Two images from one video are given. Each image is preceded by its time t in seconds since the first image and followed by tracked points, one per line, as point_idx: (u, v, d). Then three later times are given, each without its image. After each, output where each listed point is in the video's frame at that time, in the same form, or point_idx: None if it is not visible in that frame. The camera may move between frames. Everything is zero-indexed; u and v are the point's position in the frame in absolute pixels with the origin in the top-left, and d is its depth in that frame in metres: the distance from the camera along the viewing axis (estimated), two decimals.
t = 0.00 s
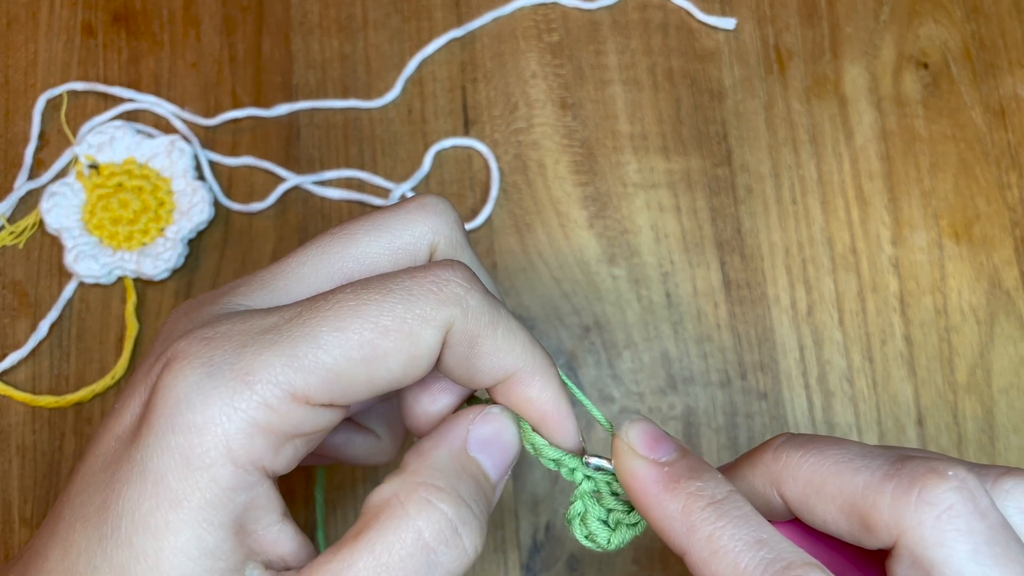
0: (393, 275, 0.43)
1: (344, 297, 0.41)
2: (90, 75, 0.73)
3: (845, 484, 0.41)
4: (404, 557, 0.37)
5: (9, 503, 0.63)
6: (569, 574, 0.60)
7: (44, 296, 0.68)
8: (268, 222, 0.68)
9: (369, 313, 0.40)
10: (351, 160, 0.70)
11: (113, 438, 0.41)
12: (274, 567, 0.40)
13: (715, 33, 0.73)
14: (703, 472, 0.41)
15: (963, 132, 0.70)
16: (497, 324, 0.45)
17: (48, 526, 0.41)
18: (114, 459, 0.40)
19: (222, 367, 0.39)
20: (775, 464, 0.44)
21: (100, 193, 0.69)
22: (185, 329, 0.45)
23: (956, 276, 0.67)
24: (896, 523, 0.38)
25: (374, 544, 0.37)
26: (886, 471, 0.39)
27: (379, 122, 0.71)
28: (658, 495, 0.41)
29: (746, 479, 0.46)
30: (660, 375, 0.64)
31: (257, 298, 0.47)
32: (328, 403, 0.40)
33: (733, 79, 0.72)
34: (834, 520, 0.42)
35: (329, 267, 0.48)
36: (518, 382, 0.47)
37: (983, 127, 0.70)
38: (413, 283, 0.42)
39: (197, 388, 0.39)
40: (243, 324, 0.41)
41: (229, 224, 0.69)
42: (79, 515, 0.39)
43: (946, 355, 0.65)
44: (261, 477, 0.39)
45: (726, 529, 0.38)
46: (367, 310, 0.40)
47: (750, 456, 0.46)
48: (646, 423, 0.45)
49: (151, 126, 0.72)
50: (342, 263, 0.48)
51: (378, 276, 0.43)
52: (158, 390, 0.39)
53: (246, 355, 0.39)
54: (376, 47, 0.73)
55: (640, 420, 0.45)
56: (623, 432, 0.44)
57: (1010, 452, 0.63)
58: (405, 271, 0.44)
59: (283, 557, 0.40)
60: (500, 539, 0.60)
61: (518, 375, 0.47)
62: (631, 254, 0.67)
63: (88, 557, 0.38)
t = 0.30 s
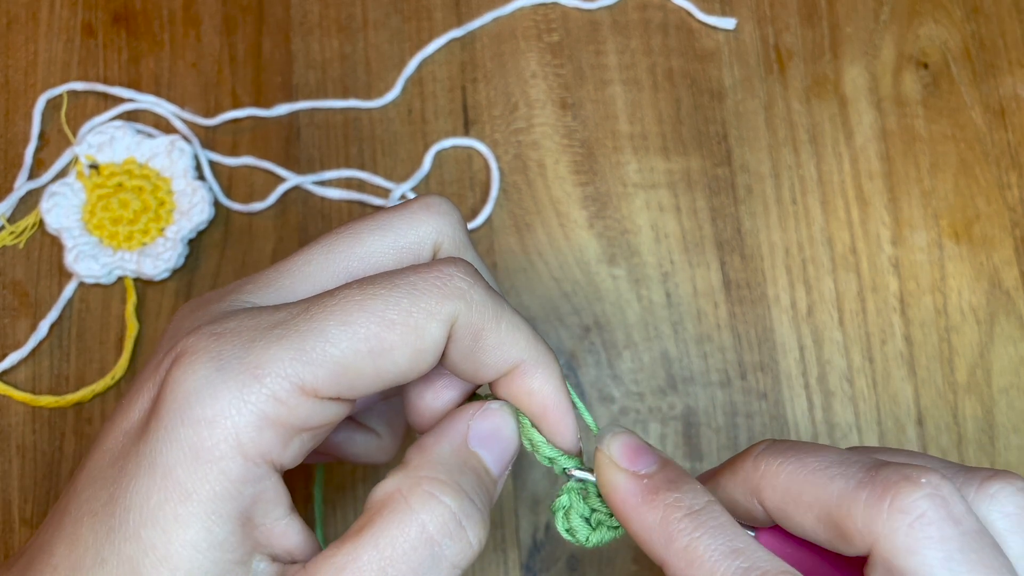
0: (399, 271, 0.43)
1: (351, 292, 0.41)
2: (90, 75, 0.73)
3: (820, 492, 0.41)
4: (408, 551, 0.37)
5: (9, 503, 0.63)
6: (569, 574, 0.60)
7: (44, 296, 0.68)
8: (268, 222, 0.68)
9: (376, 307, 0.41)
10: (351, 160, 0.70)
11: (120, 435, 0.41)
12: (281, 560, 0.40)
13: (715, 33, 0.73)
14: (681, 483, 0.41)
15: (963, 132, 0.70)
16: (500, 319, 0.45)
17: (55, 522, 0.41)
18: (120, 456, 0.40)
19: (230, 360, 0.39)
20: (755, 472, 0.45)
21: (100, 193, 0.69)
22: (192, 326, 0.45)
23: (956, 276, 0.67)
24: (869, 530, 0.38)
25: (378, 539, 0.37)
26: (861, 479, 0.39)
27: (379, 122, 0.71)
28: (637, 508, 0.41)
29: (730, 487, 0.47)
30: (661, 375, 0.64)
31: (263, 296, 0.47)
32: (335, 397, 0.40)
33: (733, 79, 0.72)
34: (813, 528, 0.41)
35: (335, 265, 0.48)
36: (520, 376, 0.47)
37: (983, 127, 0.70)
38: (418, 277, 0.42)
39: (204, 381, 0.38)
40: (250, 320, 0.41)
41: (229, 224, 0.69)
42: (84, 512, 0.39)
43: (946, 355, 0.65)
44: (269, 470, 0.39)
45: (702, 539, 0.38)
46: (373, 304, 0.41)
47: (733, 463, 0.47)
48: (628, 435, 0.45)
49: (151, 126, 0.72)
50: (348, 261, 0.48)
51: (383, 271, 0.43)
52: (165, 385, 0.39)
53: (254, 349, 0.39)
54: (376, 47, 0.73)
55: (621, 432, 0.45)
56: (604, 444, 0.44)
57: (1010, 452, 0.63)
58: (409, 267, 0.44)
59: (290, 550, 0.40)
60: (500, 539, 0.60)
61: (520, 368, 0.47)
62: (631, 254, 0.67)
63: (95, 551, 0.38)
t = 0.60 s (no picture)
0: (402, 294, 0.42)
1: (354, 318, 0.40)
2: (90, 75, 0.73)
3: (825, 487, 0.41)
4: None
5: (9, 503, 0.63)
6: (569, 574, 0.60)
7: (44, 296, 0.68)
8: (268, 222, 0.68)
9: (380, 333, 0.40)
10: (351, 160, 0.70)
11: (121, 462, 0.40)
12: None
13: (715, 33, 0.73)
14: (692, 471, 0.42)
15: (963, 132, 0.70)
16: (506, 335, 0.45)
17: (55, 546, 0.40)
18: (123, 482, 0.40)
19: (234, 392, 0.39)
20: (762, 465, 0.45)
21: (100, 193, 0.69)
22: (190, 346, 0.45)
23: (956, 276, 0.67)
24: (870, 526, 0.38)
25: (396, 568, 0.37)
26: (865, 475, 0.39)
27: (379, 122, 0.71)
28: (647, 491, 0.42)
29: (736, 480, 0.47)
30: (661, 375, 0.64)
31: (262, 314, 0.46)
32: (341, 424, 0.40)
33: (733, 79, 0.72)
34: (816, 522, 0.42)
35: (334, 280, 0.47)
36: (529, 389, 0.47)
37: (983, 127, 0.70)
38: (422, 301, 0.42)
39: (210, 415, 0.38)
40: (251, 345, 0.41)
41: (229, 224, 0.69)
42: (89, 541, 0.39)
43: (946, 355, 0.65)
44: (278, 498, 0.39)
45: (707, 525, 0.39)
46: (378, 331, 0.40)
47: (741, 456, 0.47)
48: (643, 422, 0.46)
49: (151, 126, 0.72)
50: (347, 275, 0.48)
51: (385, 293, 0.42)
52: (170, 418, 0.39)
53: (257, 380, 0.39)
54: (376, 47, 0.73)
55: (638, 419, 0.46)
56: (620, 429, 0.45)
57: (1010, 452, 0.63)
58: (411, 286, 0.43)
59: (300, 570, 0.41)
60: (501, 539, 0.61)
61: (528, 382, 0.47)
62: (631, 254, 0.67)
63: None
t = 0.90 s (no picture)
0: (408, 329, 0.41)
1: (361, 360, 0.40)
2: (90, 75, 0.73)
3: (807, 496, 0.41)
4: None
5: (9, 503, 0.63)
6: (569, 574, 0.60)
7: (44, 296, 0.68)
8: (268, 222, 0.68)
9: (389, 373, 0.40)
10: (351, 160, 0.70)
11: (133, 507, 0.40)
12: None
13: (715, 33, 0.73)
14: (681, 473, 0.42)
15: (963, 132, 0.70)
16: (514, 360, 0.45)
17: None
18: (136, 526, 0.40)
19: (245, 445, 0.38)
20: (751, 469, 0.45)
21: (100, 193, 0.69)
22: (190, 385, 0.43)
23: (956, 276, 0.67)
24: (846, 539, 0.37)
25: None
26: (847, 487, 0.39)
27: (379, 122, 0.71)
28: (633, 490, 0.42)
29: (727, 481, 0.47)
30: (660, 375, 0.64)
31: (262, 347, 0.44)
32: (355, 467, 0.40)
33: (733, 79, 0.72)
34: (798, 530, 0.42)
35: (335, 308, 0.46)
36: (541, 409, 0.47)
37: (983, 127, 0.70)
38: (429, 336, 0.41)
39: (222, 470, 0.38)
40: (257, 392, 0.40)
41: (229, 224, 0.69)
42: None
43: (946, 355, 0.65)
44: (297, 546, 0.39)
45: (688, 528, 0.40)
46: (386, 372, 0.40)
47: (732, 459, 0.47)
48: (639, 419, 0.46)
49: (151, 126, 0.72)
50: (348, 304, 0.46)
51: (390, 329, 0.41)
52: (181, 473, 0.38)
53: (267, 431, 0.38)
54: (376, 47, 0.73)
55: (634, 416, 0.46)
56: (613, 427, 0.45)
57: (1010, 452, 0.63)
58: (416, 319, 0.42)
59: None
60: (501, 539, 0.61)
61: (539, 403, 0.47)
62: (631, 254, 0.67)
63: None
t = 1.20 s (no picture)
0: (406, 348, 0.40)
1: (362, 387, 0.38)
2: (90, 75, 0.73)
3: (810, 505, 0.41)
4: None
5: (9, 503, 0.63)
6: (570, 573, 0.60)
7: (44, 297, 0.68)
8: (268, 222, 0.68)
9: (390, 397, 0.38)
10: (351, 160, 0.70)
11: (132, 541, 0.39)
12: None
13: (715, 33, 0.73)
14: (687, 472, 0.42)
15: (963, 132, 0.70)
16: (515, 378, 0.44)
17: None
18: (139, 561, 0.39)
19: (246, 482, 0.37)
20: (757, 469, 0.45)
21: (100, 193, 0.69)
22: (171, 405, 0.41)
23: (956, 276, 0.67)
24: (845, 552, 0.38)
25: None
26: (851, 500, 0.39)
27: (378, 122, 0.71)
28: (637, 486, 0.43)
29: (734, 479, 0.47)
30: (661, 375, 0.64)
31: (245, 370, 0.41)
32: (360, 490, 0.39)
33: (733, 79, 0.72)
34: (798, 535, 0.42)
35: (318, 325, 0.42)
36: (540, 416, 0.47)
37: (983, 127, 0.70)
38: (429, 356, 0.40)
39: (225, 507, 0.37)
40: (249, 421, 0.38)
41: (229, 224, 0.69)
42: None
43: (946, 355, 0.65)
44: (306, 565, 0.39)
45: (688, 527, 0.40)
46: (388, 397, 0.38)
47: (740, 456, 0.47)
48: (651, 413, 0.45)
49: (151, 126, 0.72)
50: (332, 320, 0.42)
51: (387, 349, 0.40)
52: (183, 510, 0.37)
53: (268, 465, 0.37)
54: (376, 47, 0.73)
55: (646, 409, 0.46)
56: (624, 418, 0.45)
57: (1010, 452, 0.63)
58: (412, 338, 0.40)
59: None
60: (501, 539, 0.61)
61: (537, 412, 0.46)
62: (631, 254, 0.67)
63: None
